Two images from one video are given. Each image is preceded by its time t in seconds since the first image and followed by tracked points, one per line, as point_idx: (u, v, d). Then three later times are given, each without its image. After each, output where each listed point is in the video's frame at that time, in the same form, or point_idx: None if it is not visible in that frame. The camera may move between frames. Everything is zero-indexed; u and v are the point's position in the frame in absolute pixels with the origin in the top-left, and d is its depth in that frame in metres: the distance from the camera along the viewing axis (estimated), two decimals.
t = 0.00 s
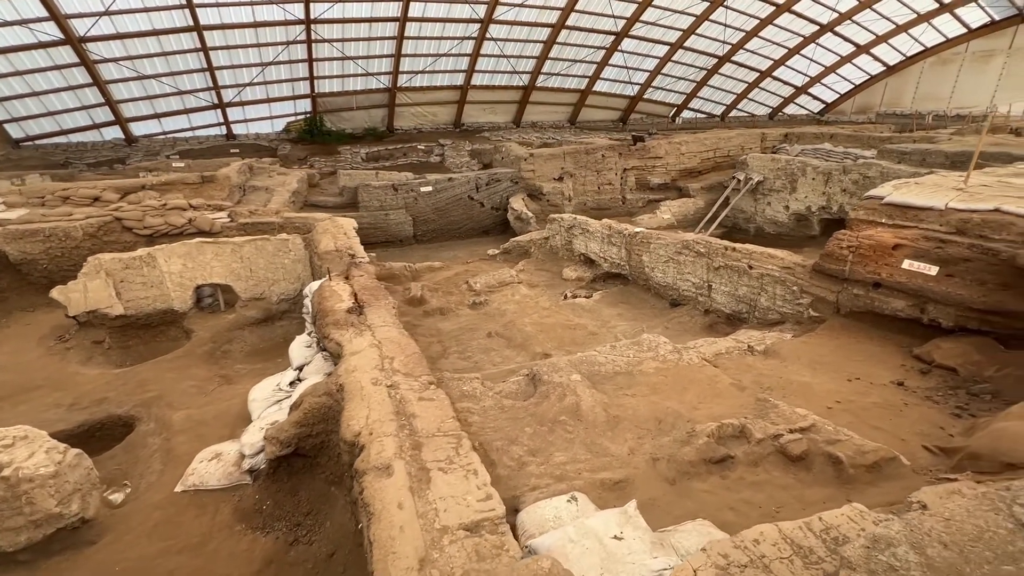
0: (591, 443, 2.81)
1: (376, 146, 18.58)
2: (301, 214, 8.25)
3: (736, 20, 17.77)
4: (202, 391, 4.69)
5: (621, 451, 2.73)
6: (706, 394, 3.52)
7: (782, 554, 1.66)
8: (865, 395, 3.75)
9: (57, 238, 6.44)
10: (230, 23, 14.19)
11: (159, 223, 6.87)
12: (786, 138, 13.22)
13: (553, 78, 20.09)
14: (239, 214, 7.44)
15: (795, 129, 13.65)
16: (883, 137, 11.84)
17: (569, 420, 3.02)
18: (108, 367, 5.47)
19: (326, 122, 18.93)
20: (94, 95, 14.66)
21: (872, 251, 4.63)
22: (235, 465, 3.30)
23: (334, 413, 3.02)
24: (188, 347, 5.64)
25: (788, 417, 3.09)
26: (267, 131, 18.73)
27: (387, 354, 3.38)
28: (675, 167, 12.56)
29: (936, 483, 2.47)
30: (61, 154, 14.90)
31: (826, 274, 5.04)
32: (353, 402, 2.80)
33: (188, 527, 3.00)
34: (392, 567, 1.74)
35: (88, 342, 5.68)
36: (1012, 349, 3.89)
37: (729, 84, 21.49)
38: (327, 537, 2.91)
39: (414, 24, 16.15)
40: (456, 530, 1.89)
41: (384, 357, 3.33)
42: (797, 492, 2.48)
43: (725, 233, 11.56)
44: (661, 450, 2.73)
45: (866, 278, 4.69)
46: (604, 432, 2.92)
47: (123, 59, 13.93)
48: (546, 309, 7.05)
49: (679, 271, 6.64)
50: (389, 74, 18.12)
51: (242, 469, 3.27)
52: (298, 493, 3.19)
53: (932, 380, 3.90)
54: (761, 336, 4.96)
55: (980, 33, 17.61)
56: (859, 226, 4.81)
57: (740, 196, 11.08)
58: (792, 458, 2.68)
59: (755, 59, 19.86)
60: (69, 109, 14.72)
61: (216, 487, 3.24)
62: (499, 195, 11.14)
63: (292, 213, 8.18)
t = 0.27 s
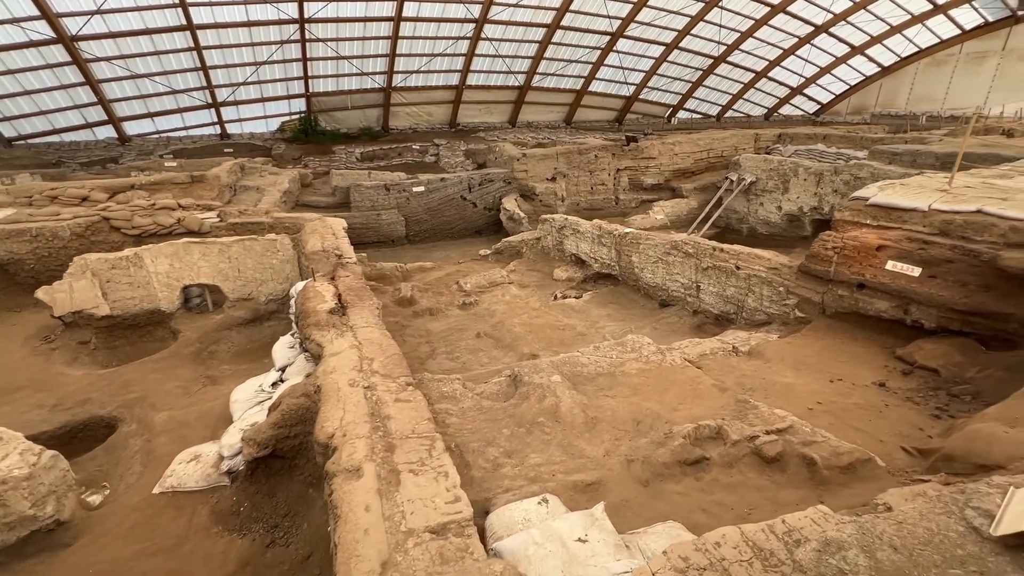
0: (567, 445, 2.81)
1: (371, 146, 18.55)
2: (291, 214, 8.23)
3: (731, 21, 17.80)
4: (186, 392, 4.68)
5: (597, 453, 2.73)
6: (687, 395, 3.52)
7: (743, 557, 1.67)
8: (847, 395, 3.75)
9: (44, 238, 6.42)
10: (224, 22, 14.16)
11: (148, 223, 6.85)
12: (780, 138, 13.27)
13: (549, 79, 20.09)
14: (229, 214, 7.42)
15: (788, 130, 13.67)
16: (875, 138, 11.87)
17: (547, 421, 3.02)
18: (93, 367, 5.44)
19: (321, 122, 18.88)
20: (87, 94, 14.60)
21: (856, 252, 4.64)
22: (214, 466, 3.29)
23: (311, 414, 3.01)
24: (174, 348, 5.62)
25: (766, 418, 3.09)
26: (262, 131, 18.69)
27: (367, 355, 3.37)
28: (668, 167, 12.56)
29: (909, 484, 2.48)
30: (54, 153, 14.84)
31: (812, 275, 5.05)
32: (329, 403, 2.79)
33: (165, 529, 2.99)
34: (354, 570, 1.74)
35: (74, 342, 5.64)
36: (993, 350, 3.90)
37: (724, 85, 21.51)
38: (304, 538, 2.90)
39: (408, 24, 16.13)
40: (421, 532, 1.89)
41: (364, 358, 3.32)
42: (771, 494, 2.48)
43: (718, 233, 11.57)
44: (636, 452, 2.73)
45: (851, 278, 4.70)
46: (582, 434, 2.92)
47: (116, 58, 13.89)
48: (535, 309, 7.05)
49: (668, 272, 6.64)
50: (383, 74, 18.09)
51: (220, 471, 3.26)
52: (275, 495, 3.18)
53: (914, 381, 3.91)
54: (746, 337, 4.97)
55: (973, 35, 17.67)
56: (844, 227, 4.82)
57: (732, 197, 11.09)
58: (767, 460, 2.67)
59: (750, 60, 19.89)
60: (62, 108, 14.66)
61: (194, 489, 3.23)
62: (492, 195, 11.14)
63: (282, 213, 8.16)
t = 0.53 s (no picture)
0: (548, 447, 2.79)
1: (366, 145, 18.49)
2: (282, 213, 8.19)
3: (727, 21, 17.80)
4: (171, 393, 4.64)
5: (578, 454, 2.71)
6: (671, 396, 3.50)
7: (711, 562, 1.65)
8: (833, 396, 3.74)
9: (30, 237, 6.37)
10: (217, 20, 14.10)
11: (136, 222, 6.81)
12: (775, 138, 13.27)
13: (544, 78, 20.05)
14: (218, 213, 7.38)
15: (783, 130, 13.67)
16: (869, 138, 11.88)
17: (528, 423, 2.99)
18: (78, 368, 5.40)
19: (316, 121, 18.82)
20: (79, 92, 14.52)
21: (845, 252, 4.62)
22: (193, 468, 3.26)
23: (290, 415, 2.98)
24: (161, 348, 5.58)
25: (750, 420, 3.07)
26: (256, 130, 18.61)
27: (349, 356, 3.34)
28: (663, 167, 12.55)
29: (889, 486, 2.46)
30: (46, 151, 14.74)
31: (801, 275, 5.03)
32: (307, 405, 2.77)
33: (142, 532, 2.95)
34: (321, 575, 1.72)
35: (59, 342, 5.59)
36: (980, 351, 3.89)
37: (721, 85, 21.50)
38: (282, 541, 2.86)
39: (403, 23, 16.08)
40: (391, 536, 1.87)
41: (345, 359, 3.29)
42: (751, 496, 2.46)
43: (712, 233, 11.56)
44: (617, 454, 2.71)
45: (840, 279, 4.68)
46: (563, 435, 2.90)
47: (108, 56, 13.82)
48: (526, 309, 7.02)
49: (659, 272, 6.62)
50: (379, 73, 18.03)
51: (201, 472, 3.22)
52: (255, 497, 3.14)
53: (901, 382, 3.89)
54: (735, 337, 4.95)
55: (968, 35, 17.70)
56: (833, 227, 4.80)
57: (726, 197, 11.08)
58: (748, 462, 2.66)
59: (746, 60, 19.89)
60: (54, 106, 14.57)
61: (174, 491, 3.19)
62: (486, 194, 11.11)
63: (273, 212, 8.12)
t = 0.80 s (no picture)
0: (528, 450, 2.74)
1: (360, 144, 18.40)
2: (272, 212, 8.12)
3: (722, 21, 17.78)
4: (153, 394, 4.58)
5: (557, 458, 2.66)
6: (656, 398, 3.45)
7: (680, 571, 1.62)
8: (819, 398, 3.70)
9: (14, 236, 6.30)
10: (209, 18, 14.02)
11: (122, 221, 6.75)
12: (769, 138, 13.25)
13: (540, 78, 20.00)
14: (207, 212, 7.30)
15: (778, 130, 13.64)
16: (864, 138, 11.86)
17: (508, 426, 2.95)
18: (61, 369, 5.33)
19: (310, 120, 18.71)
20: (70, 90, 14.41)
21: (834, 253, 4.59)
22: (169, 471, 3.19)
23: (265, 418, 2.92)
24: (145, 348, 5.52)
25: (733, 422, 3.03)
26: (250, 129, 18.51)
27: (328, 357, 3.28)
28: (657, 167, 12.50)
29: (871, 491, 2.42)
30: (36, 149, 14.63)
31: (790, 275, 5.00)
32: (282, 407, 2.71)
33: (114, 537, 2.90)
34: None
35: (42, 343, 5.51)
36: (968, 352, 3.86)
37: (717, 85, 21.48)
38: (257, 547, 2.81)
39: (397, 22, 16.01)
40: (357, 545, 1.83)
41: (324, 361, 3.23)
42: (731, 501, 2.42)
43: (706, 233, 11.52)
44: (596, 457, 2.67)
45: (829, 279, 4.65)
46: (543, 439, 2.85)
47: (99, 53, 13.72)
48: (517, 309, 6.97)
49: (650, 272, 6.58)
50: (373, 72, 17.94)
51: (176, 476, 3.16)
52: (231, 501, 3.08)
53: (889, 384, 3.86)
54: (724, 337, 4.91)
55: (963, 36, 17.71)
56: (822, 227, 4.76)
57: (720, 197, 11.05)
58: (729, 466, 2.61)
59: (742, 59, 19.88)
60: (45, 104, 14.47)
61: (148, 495, 3.13)
62: (479, 194, 11.05)
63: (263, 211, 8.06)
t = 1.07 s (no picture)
0: (506, 460, 2.68)
1: (354, 144, 18.31)
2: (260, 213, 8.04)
3: (718, 22, 17.77)
4: (132, 399, 4.50)
5: (535, 468, 2.61)
6: (640, 405, 3.40)
7: None
8: (806, 404, 3.66)
9: None
10: (201, 16, 13.92)
11: (107, 221, 6.68)
12: (764, 138, 13.21)
13: (536, 78, 19.93)
14: (193, 213, 7.22)
15: (772, 131, 13.61)
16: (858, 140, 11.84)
17: (488, 434, 2.89)
18: (41, 372, 5.25)
19: (304, 119, 18.60)
20: (59, 88, 14.29)
21: (823, 256, 4.54)
22: (141, 479, 3.11)
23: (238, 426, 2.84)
24: (127, 351, 5.44)
25: (716, 430, 2.98)
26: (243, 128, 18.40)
27: (305, 363, 3.21)
28: (651, 168, 12.45)
29: (854, 504, 2.37)
30: (26, 148, 14.50)
31: (780, 279, 4.95)
32: (253, 416, 2.64)
33: (82, 549, 2.82)
34: None
35: (21, 346, 5.39)
36: (956, 358, 3.81)
37: (713, 85, 21.45)
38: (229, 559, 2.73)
39: (391, 21, 15.93)
40: (319, 563, 1.77)
41: (301, 366, 3.17)
42: (711, 513, 2.37)
43: (700, 234, 11.47)
44: (575, 467, 2.61)
45: (818, 283, 4.60)
46: (522, 447, 2.79)
47: (89, 52, 13.61)
48: (507, 312, 6.91)
49: (641, 274, 6.53)
50: (367, 71, 17.85)
51: (149, 484, 3.09)
52: (205, 511, 3.00)
53: (877, 390, 3.81)
54: (712, 341, 4.86)
55: (958, 38, 17.73)
56: (811, 230, 4.72)
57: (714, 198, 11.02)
58: (710, 476, 2.56)
59: (738, 60, 19.86)
60: (34, 102, 14.34)
61: (120, 504, 3.05)
62: (472, 194, 10.98)
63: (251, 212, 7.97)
